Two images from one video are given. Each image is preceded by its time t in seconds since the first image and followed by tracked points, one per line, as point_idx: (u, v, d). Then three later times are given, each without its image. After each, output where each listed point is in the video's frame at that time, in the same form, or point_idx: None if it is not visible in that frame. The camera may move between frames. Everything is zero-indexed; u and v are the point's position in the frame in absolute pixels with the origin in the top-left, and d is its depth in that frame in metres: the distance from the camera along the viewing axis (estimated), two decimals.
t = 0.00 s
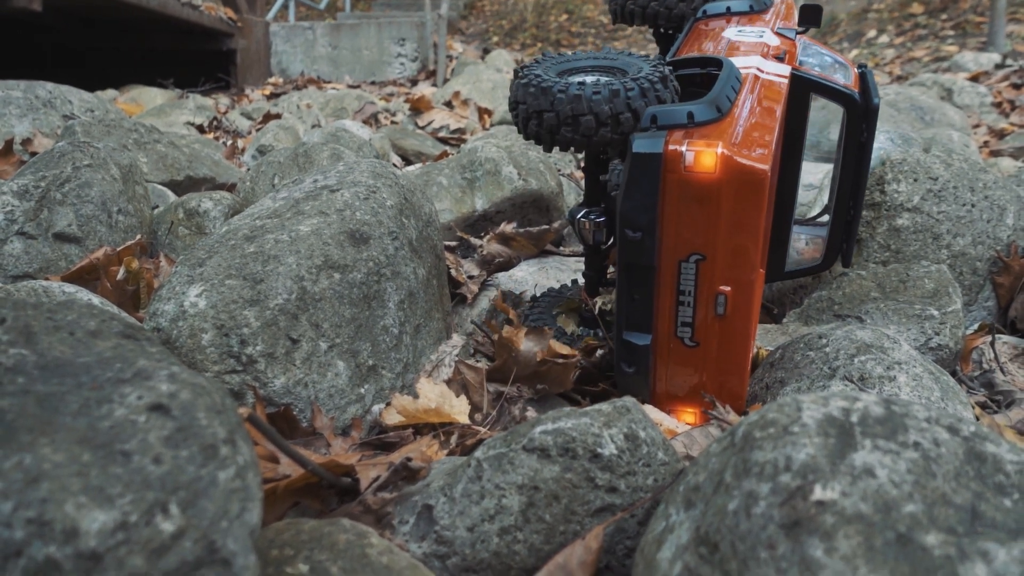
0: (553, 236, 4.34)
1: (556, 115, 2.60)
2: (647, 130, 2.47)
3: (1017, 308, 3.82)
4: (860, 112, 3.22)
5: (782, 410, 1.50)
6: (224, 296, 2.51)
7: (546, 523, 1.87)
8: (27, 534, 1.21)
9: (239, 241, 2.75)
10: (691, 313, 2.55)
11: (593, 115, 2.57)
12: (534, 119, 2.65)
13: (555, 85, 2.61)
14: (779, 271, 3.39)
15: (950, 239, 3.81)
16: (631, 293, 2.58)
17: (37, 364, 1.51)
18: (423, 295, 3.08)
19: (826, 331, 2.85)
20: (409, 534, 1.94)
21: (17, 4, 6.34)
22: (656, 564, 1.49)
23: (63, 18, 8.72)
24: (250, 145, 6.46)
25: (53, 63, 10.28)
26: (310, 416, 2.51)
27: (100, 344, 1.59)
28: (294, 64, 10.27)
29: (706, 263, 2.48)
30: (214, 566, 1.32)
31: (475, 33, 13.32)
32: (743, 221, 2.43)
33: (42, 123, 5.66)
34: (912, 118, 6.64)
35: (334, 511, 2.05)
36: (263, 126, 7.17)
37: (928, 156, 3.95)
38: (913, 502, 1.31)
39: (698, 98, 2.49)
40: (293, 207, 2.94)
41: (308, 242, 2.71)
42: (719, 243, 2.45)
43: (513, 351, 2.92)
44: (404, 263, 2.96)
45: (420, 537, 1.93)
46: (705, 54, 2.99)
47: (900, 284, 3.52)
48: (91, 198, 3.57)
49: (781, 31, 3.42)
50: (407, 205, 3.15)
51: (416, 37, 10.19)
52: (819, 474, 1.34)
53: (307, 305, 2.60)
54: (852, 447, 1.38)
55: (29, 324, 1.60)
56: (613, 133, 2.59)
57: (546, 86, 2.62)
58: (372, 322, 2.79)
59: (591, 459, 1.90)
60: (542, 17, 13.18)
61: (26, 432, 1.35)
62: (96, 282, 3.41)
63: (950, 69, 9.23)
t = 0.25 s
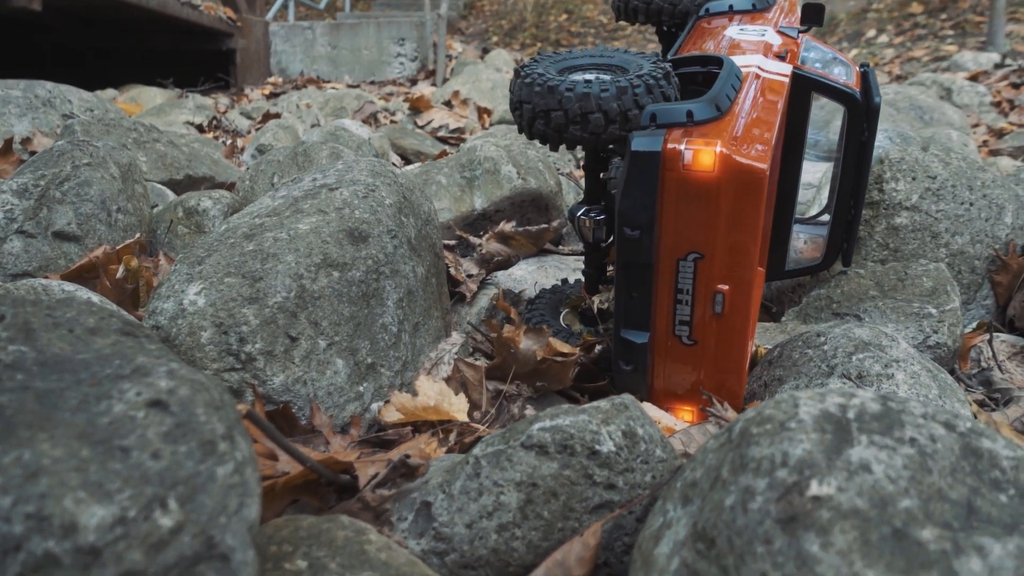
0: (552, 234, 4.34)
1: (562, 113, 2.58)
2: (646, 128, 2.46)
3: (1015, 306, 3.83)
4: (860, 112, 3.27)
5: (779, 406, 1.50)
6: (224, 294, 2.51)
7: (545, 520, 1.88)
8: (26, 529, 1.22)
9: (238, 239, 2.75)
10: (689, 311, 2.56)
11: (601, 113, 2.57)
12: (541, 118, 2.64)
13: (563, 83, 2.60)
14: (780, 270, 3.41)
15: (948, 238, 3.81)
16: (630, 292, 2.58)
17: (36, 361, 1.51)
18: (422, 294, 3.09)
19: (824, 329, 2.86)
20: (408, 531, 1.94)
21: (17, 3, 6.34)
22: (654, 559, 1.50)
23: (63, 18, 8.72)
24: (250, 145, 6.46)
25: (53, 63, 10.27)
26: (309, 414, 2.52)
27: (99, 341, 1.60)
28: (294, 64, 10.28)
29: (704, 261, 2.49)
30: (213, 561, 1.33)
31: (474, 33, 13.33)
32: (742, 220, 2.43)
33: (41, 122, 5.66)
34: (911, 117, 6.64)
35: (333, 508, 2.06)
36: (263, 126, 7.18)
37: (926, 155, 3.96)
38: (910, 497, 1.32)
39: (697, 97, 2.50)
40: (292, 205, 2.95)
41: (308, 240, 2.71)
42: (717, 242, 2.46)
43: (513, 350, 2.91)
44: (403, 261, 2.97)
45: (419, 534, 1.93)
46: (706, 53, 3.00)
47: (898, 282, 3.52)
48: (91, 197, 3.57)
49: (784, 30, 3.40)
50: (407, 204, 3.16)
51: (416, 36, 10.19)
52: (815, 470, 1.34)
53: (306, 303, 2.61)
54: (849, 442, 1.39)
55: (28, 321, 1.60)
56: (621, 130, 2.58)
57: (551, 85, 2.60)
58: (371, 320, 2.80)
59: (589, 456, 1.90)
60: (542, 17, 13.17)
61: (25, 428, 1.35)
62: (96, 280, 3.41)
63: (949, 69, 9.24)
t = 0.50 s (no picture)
0: (552, 234, 4.35)
1: (588, 115, 2.58)
2: (645, 128, 2.47)
3: (1014, 305, 3.83)
4: (864, 112, 3.29)
5: (777, 404, 1.51)
6: (224, 294, 2.52)
7: (544, 518, 1.88)
8: (26, 527, 1.22)
9: (238, 239, 2.75)
10: (687, 311, 2.56)
11: (627, 110, 2.58)
12: (563, 121, 2.61)
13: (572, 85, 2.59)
14: (784, 271, 3.43)
15: (947, 237, 3.82)
16: (628, 290, 2.59)
17: (36, 359, 1.51)
18: (421, 293, 3.09)
19: (823, 328, 2.87)
20: (408, 529, 1.95)
21: (16, 3, 6.34)
22: (653, 557, 1.50)
23: (63, 18, 8.72)
24: (250, 144, 6.47)
25: (53, 63, 10.27)
26: (309, 413, 2.52)
27: (99, 340, 1.60)
28: (294, 64, 10.28)
29: (702, 261, 2.49)
30: (213, 558, 1.33)
31: (474, 33, 13.33)
32: (740, 220, 2.43)
33: (41, 122, 5.67)
34: (910, 117, 6.65)
35: (333, 507, 2.06)
36: (263, 126, 7.18)
37: (925, 154, 3.96)
38: (907, 494, 1.32)
39: (696, 97, 2.50)
40: (292, 205, 2.95)
41: (307, 239, 2.72)
42: (715, 242, 2.46)
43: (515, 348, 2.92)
44: (403, 260, 2.97)
45: (419, 533, 1.93)
46: (707, 53, 3.00)
47: (898, 281, 3.53)
48: (91, 197, 3.58)
49: (787, 30, 3.37)
50: (406, 203, 3.17)
51: (416, 36, 10.19)
52: (813, 467, 1.35)
53: (306, 302, 2.61)
54: (847, 440, 1.39)
55: (28, 319, 1.60)
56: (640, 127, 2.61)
57: (574, 87, 2.59)
58: (371, 320, 2.80)
59: (588, 454, 1.91)
60: (541, 18, 13.17)
61: (25, 426, 1.35)
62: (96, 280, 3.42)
63: (948, 69, 9.25)
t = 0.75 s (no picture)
0: (552, 233, 4.35)
1: (620, 112, 2.58)
2: (643, 126, 2.46)
3: (1014, 305, 3.83)
4: (870, 113, 3.29)
5: (776, 403, 1.51)
6: (224, 293, 2.52)
7: (544, 517, 1.88)
8: (27, 526, 1.22)
9: (238, 238, 2.75)
10: (683, 310, 2.57)
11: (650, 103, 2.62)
12: (593, 120, 2.60)
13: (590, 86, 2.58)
14: (788, 273, 3.44)
15: (946, 237, 3.82)
16: (624, 290, 2.59)
17: (36, 358, 1.51)
18: (421, 292, 3.09)
19: (823, 327, 2.87)
20: (408, 528, 1.95)
21: (16, 3, 6.34)
22: (653, 556, 1.50)
23: (63, 18, 8.72)
24: (250, 144, 6.47)
25: (53, 63, 10.26)
26: (309, 412, 2.52)
27: (99, 339, 1.60)
28: (294, 64, 10.29)
29: (698, 261, 2.49)
30: (213, 557, 1.33)
31: (474, 33, 13.34)
32: (736, 220, 2.44)
33: (41, 122, 5.67)
34: (910, 117, 6.66)
35: (333, 506, 2.06)
36: (263, 126, 7.18)
37: (925, 154, 3.96)
38: (907, 493, 1.32)
39: (695, 96, 2.50)
40: (292, 204, 2.95)
41: (307, 239, 2.72)
42: (711, 242, 2.46)
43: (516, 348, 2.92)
44: (403, 260, 2.97)
45: (419, 532, 1.93)
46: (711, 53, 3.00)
47: (897, 281, 3.53)
48: (91, 196, 3.58)
49: (795, 30, 3.40)
50: (406, 203, 3.17)
51: (415, 36, 10.20)
52: (813, 466, 1.35)
53: (306, 302, 2.61)
54: (847, 439, 1.39)
55: (29, 318, 1.60)
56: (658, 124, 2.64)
57: (601, 85, 2.57)
58: (371, 319, 2.80)
59: (588, 453, 1.91)
60: (541, 17, 13.16)
61: (25, 425, 1.35)
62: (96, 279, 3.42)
63: (948, 69, 9.26)
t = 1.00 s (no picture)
0: (552, 233, 4.35)
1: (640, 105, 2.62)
2: (629, 125, 2.46)
3: (1014, 305, 3.83)
4: (875, 114, 3.19)
5: (778, 404, 1.51)
6: (224, 293, 2.52)
7: (545, 518, 1.88)
8: (28, 526, 1.22)
9: (238, 238, 2.75)
10: (668, 310, 2.56)
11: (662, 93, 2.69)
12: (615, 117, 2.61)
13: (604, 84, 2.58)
14: (792, 277, 3.48)
15: (947, 237, 3.82)
16: (609, 289, 2.59)
17: (37, 359, 1.51)
18: (422, 292, 3.09)
19: (824, 327, 2.87)
20: (409, 529, 1.94)
21: (15, 3, 6.33)
22: (654, 557, 1.50)
23: (62, 18, 8.71)
24: (250, 144, 6.47)
25: (53, 63, 10.26)
26: (309, 412, 2.53)
27: (100, 340, 1.60)
28: (294, 64, 10.29)
29: (681, 260, 2.48)
30: (214, 558, 1.33)
31: (473, 33, 13.34)
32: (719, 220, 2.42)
33: (41, 122, 5.67)
34: (910, 117, 6.66)
35: (333, 506, 2.06)
36: (263, 126, 7.18)
37: (925, 154, 3.96)
38: (909, 494, 1.32)
39: (684, 95, 2.49)
40: (292, 204, 2.95)
41: (307, 239, 2.71)
42: (694, 241, 2.45)
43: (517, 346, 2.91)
44: (404, 260, 2.97)
45: (419, 532, 1.93)
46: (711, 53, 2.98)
47: (897, 281, 3.53)
48: (91, 196, 3.58)
49: (804, 32, 3.36)
50: (407, 203, 3.17)
51: (415, 36, 10.20)
52: (815, 467, 1.35)
53: (306, 302, 2.61)
54: (848, 439, 1.39)
55: (29, 319, 1.60)
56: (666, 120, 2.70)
57: (618, 82, 2.59)
58: (371, 320, 2.80)
59: (589, 454, 1.91)
60: (541, 17, 13.15)
61: (26, 426, 1.35)
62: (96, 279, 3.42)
63: (948, 69, 9.26)
